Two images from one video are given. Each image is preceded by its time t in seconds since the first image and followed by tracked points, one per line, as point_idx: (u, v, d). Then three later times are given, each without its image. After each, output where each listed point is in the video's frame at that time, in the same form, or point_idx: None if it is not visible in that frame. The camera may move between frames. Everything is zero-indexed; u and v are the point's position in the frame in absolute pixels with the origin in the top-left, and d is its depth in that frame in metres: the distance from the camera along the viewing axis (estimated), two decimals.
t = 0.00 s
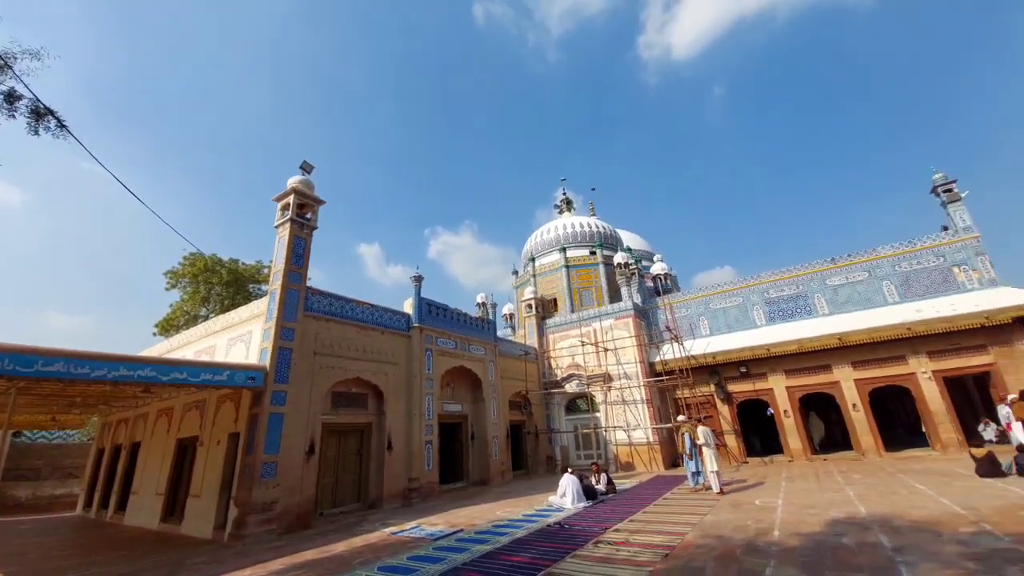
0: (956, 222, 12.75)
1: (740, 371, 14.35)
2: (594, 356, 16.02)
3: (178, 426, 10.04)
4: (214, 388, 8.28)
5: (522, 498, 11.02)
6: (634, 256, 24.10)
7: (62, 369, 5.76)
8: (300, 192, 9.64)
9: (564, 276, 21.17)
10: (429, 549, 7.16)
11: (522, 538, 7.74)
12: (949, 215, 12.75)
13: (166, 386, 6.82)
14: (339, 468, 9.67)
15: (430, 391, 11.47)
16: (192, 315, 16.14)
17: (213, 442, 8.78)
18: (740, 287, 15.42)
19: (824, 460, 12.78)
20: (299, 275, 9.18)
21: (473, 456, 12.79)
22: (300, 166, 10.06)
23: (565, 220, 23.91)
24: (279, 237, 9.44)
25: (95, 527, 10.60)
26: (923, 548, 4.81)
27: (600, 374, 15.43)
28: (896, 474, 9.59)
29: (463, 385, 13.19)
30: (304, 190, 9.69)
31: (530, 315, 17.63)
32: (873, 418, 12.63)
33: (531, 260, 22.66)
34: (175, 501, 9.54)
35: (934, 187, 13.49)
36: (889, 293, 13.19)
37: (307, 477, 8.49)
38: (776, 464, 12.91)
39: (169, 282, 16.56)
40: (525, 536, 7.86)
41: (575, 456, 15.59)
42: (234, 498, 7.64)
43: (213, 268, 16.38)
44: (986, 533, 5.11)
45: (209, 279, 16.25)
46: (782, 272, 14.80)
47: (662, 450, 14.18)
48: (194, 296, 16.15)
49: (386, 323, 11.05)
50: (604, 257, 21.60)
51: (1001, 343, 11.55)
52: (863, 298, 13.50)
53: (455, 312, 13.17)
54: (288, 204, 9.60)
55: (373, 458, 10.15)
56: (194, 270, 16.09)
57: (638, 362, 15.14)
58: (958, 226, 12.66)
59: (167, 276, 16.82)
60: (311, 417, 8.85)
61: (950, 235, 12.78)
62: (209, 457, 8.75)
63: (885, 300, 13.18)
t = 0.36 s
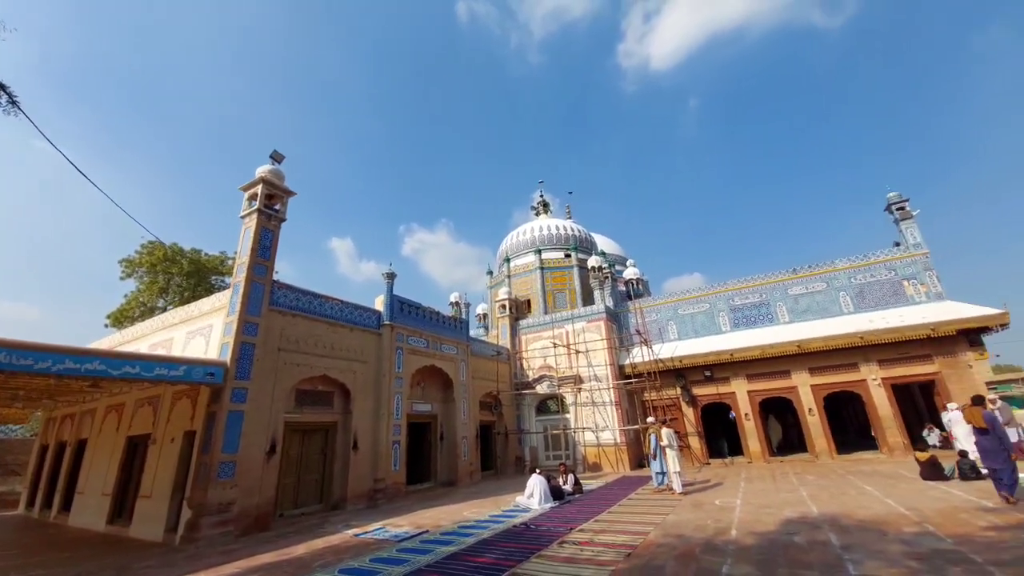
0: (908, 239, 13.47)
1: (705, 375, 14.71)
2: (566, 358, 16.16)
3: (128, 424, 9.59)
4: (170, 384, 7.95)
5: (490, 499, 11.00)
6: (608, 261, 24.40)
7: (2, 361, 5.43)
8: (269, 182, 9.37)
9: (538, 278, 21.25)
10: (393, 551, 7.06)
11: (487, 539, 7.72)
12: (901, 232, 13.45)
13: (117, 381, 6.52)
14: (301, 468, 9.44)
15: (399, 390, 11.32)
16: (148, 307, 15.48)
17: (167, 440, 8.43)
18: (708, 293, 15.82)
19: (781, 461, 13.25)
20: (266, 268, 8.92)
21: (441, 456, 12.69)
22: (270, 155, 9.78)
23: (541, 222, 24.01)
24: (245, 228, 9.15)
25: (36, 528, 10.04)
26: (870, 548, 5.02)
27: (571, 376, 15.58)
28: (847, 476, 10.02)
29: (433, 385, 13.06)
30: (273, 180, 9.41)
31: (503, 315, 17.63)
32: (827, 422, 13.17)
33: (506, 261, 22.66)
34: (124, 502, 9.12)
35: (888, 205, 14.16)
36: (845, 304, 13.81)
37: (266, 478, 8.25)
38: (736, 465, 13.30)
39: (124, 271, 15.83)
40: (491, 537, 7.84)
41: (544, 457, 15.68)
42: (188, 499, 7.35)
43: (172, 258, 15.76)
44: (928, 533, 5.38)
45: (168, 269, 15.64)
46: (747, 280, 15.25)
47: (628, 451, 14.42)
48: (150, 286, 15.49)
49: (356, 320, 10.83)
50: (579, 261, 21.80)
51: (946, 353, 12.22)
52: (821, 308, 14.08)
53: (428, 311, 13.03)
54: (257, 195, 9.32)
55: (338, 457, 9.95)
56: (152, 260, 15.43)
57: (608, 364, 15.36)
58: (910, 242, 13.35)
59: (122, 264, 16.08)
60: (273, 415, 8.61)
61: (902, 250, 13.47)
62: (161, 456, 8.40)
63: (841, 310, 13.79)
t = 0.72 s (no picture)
0: (859, 251, 14.14)
1: (669, 378, 15.02)
2: (536, 359, 16.22)
3: (72, 421, 9.07)
4: (118, 380, 7.56)
5: (455, 499, 10.91)
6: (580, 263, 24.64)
7: None
8: (232, 170, 9.03)
9: (511, 278, 21.26)
10: (353, 553, 6.91)
11: (451, 540, 7.65)
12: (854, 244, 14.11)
13: (58, 376, 6.14)
14: (259, 469, 9.14)
15: (365, 389, 11.10)
16: (96, 298, 14.70)
17: (113, 440, 8.01)
18: (675, 298, 16.17)
19: (739, 462, 13.67)
20: (226, 260, 8.59)
21: (407, 457, 12.51)
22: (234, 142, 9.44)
23: (515, 223, 24.03)
24: (205, 217, 8.79)
25: None
26: (818, 545, 5.23)
27: (541, 377, 15.65)
28: (800, 476, 10.43)
29: (401, 384, 12.86)
30: (237, 169, 9.07)
31: (474, 315, 17.55)
32: (782, 425, 13.66)
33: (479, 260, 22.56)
34: (64, 504, 8.62)
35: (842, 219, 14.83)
36: (801, 311, 14.38)
37: (220, 479, 7.94)
38: (697, 465, 13.65)
39: (71, 259, 14.97)
40: (454, 538, 7.78)
41: (511, 457, 15.69)
42: (134, 502, 7.00)
43: (124, 247, 15.01)
44: (872, 531, 5.63)
45: (119, 258, 14.90)
46: (711, 286, 15.67)
47: (594, 451, 14.59)
48: (99, 276, 14.70)
49: (321, 316, 10.56)
50: (551, 262, 21.91)
51: (891, 360, 12.88)
52: (780, 314, 14.61)
53: (397, 309, 12.83)
54: (218, 183, 8.97)
55: (299, 458, 9.68)
56: (102, 248, 14.64)
57: (577, 366, 15.50)
58: (861, 254, 14.02)
59: (68, 251, 15.20)
60: (230, 414, 8.29)
61: (854, 262, 14.14)
62: (106, 456, 7.98)
63: (798, 317, 14.35)
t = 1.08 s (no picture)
0: (815, 262, 14.76)
1: (634, 378, 15.30)
2: (505, 356, 16.22)
3: (7, 408, 8.51)
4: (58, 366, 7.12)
5: (417, 496, 10.79)
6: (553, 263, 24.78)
7: None
8: (193, 150, 8.63)
9: (483, 275, 21.18)
10: (307, 551, 6.73)
11: (410, 537, 7.56)
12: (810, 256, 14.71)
13: None
14: (211, 464, 8.80)
15: (328, 383, 10.84)
16: (37, 278, 13.86)
17: (51, 430, 7.56)
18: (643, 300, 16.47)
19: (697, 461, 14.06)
20: (182, 244, 8.21)
21: (370, 452, 12.28)
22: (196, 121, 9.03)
23: (489, 220, 23.94)
24: (161, 198, 8.38)
25: None
26: (766, 541, 5.42)
27: (509, 375, 15.66)
28: (752, 475, 10.82)
29: (365, 379, 12.60)
30: (198, 149, 8.68)
31: (444, 310, 17.41)
32: (738, 426, 14.11)
33: (451, 256, 22.38)
34: None
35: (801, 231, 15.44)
36: (760, 318, 14.90)
37: (168, 474, 7.60)
38: (657, 464, 13.95)
39: (10, 235, 13.98)
40: (414, 535, 7.69)
41: (476, 454, 15.65)
42: (73, 496, 6.63)
43: (71, 225, 14.14)
44: (817, 528, 5.88)
45: (64, 237, 14.04)
46: (677, 290, 16.05)
47: (559, 449, 14.72)
48: (41, 255, 13.81)
49: (284, 307, 10.23)
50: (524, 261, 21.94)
51: (840, 367, 13.49)
52: (740, 320, 15.10)
53: (365, 302, 12.56)
54: (178, 163, 8.57)
55: (254, 452, 9.37)
56: (45, 225, 13.72)
57: (546, 364, 15.59)
58: (817, 265, 14.64)
59: (6, 226, 14.17)
60: (181, 406, 7.94)
61: (810, 273, 14.75)
62: (43, 446, 7.53)
63: (757, 323, 14.86)
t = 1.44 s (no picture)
0: (779, 268, 15.24)
1: (604, 377, 15.49)
2: (477, 353, 16.16)
3: None
4: None
5: (383, 493, 10.65)
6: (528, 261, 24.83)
7: None
8: (154, 129, 8.24)
9: (458, 271, 21.03)
10: (266, 549, 6.54)
11: (374, 534, 7.45)
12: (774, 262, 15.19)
13: None
14: (165, 458, 8.47)
15: (293, 376, 10.57)
16: None
17: None
18: (615, 300, 16.68)
19: (662, 458, 14.35)
20: (139, 228, 7.84)
21: (335, 449, 12.04)
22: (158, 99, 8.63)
23: (466, 215, 23.78)
24: (117, 178, 7.97)
25: None
26: (723, 535, 5.56)
27: (480, 371, 15.61)
28: (714, 472, 11.13)
29: (333, 373, 12.34)
30: (159, 128, 8.29)
31: (417, 305, 17.23)
32: (701, 424, 14.47)
33: (426, 250, 22.13)
34: None
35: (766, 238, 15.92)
36: (726, 320, 15.31)
37: (118, 469, 7.26)
38: (623, 461, 14.19)
39: None
40: (377, 532, 7.58)
41: (446, 451, 15.56)
42: (13, 492, 6.26)
43: (17, 204, 13.21)
44: (771, 523, 6.08)
45: (11, 216, 13.13)
46: (648, 291, 16.32)
47: (528, 445, 14.79)
48: None
49: (248, 297, 9.90)
50: (499, 258, 21.90)
51: (797, 369, 13.99)
52: (706, 322, 15.47)
53: (334, 294, 12.28)
54: (136, 142, 8.17)
55: (212, 447, 9.06)
56: None
57: (518, 362, 15.62)
58: (780, 271, 15.13)
59: None
60: (133, 398, 7.60)
61: (773, 278, 15.23)
62: None
63: (723, 326, 15.25)
